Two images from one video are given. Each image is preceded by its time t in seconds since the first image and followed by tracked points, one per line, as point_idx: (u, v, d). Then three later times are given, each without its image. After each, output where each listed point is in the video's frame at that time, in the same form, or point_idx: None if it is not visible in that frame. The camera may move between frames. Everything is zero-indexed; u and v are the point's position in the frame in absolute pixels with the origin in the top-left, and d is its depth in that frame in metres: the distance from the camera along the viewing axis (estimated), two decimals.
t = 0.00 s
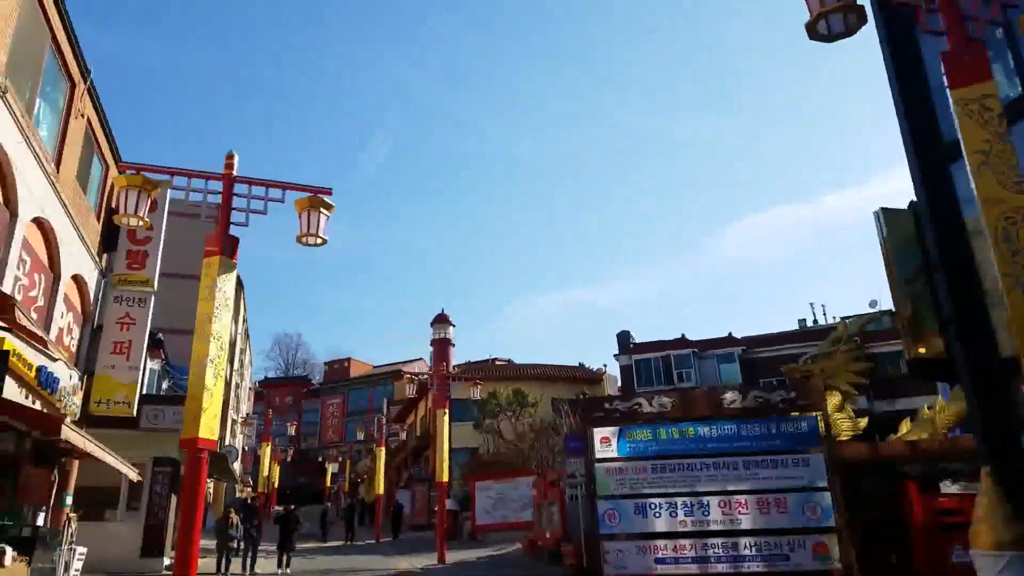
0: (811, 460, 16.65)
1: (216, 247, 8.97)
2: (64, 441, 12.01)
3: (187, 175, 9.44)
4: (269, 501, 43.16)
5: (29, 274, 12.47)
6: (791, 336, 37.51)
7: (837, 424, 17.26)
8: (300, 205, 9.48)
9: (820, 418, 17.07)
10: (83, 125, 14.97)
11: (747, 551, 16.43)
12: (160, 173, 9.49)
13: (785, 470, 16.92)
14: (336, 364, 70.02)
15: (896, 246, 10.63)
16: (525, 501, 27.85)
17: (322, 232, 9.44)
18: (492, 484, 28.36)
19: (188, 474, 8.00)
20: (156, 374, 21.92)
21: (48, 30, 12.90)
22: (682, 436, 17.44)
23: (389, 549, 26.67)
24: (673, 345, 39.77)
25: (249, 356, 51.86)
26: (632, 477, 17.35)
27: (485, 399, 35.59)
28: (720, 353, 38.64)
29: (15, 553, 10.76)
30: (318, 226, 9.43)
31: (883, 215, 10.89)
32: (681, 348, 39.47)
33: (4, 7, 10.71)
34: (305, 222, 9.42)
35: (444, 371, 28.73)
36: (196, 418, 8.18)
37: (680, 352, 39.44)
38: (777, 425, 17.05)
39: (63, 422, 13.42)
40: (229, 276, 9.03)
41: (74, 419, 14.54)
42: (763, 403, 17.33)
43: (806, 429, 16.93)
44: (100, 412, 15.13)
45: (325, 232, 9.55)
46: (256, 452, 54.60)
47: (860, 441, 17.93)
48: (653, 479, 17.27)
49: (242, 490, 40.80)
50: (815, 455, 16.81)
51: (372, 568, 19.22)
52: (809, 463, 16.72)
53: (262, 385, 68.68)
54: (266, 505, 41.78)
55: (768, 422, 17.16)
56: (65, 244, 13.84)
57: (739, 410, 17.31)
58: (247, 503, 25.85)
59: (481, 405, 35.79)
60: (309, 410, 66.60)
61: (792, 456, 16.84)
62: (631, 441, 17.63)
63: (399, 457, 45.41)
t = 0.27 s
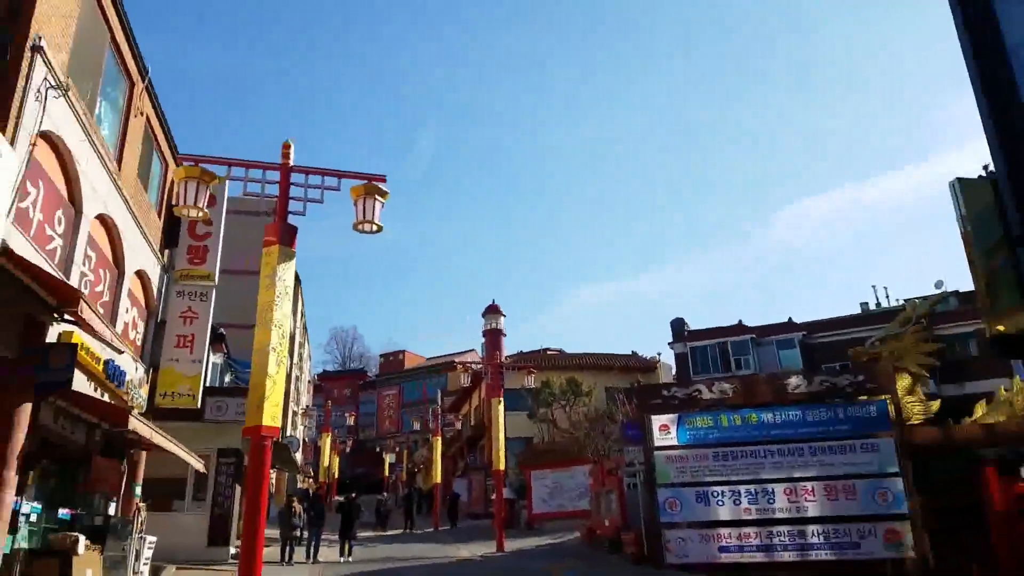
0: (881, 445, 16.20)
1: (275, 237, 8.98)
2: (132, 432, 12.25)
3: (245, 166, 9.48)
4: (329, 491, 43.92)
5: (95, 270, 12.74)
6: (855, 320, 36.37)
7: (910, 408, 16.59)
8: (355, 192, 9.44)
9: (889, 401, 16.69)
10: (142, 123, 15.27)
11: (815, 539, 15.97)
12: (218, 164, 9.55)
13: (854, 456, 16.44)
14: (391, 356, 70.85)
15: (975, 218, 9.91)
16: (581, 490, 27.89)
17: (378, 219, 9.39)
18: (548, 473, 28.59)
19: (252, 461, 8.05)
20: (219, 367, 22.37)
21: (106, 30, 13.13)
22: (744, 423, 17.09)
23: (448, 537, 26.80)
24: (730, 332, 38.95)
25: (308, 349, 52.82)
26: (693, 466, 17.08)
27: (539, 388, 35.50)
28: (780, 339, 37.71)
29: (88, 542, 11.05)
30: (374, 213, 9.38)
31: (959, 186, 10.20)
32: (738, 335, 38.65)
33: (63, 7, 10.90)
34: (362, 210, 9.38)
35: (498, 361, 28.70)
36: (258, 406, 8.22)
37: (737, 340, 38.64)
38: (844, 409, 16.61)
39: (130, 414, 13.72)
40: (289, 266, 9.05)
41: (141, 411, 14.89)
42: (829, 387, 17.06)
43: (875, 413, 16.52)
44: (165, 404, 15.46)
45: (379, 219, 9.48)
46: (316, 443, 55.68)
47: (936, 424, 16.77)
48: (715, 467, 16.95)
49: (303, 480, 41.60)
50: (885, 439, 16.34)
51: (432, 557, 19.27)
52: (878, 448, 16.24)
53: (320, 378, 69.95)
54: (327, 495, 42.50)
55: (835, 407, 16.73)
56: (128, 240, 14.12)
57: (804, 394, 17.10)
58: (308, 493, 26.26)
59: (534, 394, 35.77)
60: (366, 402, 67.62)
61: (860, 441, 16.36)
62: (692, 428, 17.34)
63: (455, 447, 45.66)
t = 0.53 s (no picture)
0: (931, 428, 15.69)
1: (310, 223, 8.86)
2: (173, 420, 12.28)
3: (278, 151, 9.37)
4: (369, 476, 44.35)
5: (133, 260, 12.81)
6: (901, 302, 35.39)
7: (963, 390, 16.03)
8: (389, 175, 9.27)
9: (940, 384, 16.11)
10: (177, 113, 15.29)
11: (863, 525, 15.56)
12: (253, 151, 9.47)
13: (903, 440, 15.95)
14: (427, 343, 71.19)
15: None
16: (618, 475, 27.88)
17: (412, 202, 9.22)
18: (585, 458, 28.39)
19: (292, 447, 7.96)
20: (259, 355, 22.56)
21: (140, 19, 13.12)
22: (788, 407, 16.70)
23: (487, 522, 26.81)
24: (770, 315, 38.19)
25: (345, 336, 53.28)
26: (736, 451, 16.77)
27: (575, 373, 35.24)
28: (822, 321, 36.90)
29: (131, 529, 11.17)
30: (408, 196, 9.20)
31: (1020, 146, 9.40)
32: (778, 318, 37.88)
33: None
34: (396, 194, 9.21)
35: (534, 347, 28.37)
36: (298, 393, 8.13)
37: (777, 323, 37.88)
38: (892, 392, 16.12)
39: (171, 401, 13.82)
40: (325, 251, 8.90)
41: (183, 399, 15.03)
42: (877, 369, 16.43)
43: (924, 396, 15.96)
44: (206, 392, 15.54)
45: (414, 202, 9.29)
46: (354, 429, 56.32)
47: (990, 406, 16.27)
48: (758, 452, 16.60)
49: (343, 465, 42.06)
50: (936, 423, 15.81)
51: (472, 542, 19.23)
52: (929, 432, 15.75)
53: (357, 364, 70.63)
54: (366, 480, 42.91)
55: (883, 390, 16.25)
56: (166, 229, 14.18)
57: (850, 377, 16.54)
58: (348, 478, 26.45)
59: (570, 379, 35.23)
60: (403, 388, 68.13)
61: (910, 424, 15.85)
62: (735, 413, 17.01)
63: (491, 432, 45.69)
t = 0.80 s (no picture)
0: (973, 382, 15.17)
1: (334, 177, 8.42)
2: (202, 378, 12.26)
3: (300, 104, 9.13)
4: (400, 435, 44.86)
5: (160, 220, 12.75)
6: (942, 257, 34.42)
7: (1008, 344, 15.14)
8: (413, 128, 8.98)
9: (984, 338, 15.48)
10: (199, 71, 15.09)
11: (899, 480, 15.31)
12: (274, 104, 9.24)
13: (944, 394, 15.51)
14: (456, 304, 71.36)
15: None
16: (649, 431, 27.57)
17: (438, 155, 8.95)
18: (615, 416, 27.85)
19: (322, 404, 7.66)
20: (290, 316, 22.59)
21: None
22: (824, 363, 16.39)
23: (517, 478, 26.95)
24: (804, 271, 37.41)
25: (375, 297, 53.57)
26: (769, 407, 16.55)
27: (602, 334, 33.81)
28: (858, 278, 36.11)
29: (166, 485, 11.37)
30: (433, 149, 8.94)
31: None
32: (812, 275, 37.12)
33: None
34: (420, 147, 8.95)
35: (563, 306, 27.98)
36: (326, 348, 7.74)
37: (810, 280, 37.14)
38: (932, 346, 15.68)
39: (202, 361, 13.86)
40: (351, 207, 8.50)
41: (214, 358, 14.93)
42: (917, 324, 15.98)
43: (966, 350, 15.49)
44: (237, 351, 15.47)
45: (439, 155, 9.04)
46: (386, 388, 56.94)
47: None
48: (793, 408, 16.37)
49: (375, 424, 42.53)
50: (978, 377, 15.31)
51: (503, 496, 19.30)
52: (971, 386, 15.23)
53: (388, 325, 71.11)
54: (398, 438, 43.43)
55: (923, 345, 15.81)
56: (191, 189, 14.05)
57: (889, 332, 16.13)
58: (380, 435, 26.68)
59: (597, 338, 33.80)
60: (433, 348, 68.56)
61: (951, 379, 15.40)
62: (769, 369, 16.74)
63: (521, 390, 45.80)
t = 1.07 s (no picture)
0: (985, 332, 14.96)
1: (332, 121, 8.03)
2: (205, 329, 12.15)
3: (296, 43, 8.75)
4: (407, 387, 45.11)
5: (158, 168, 12.45)
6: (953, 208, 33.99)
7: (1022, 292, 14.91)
8: (414, 70, 8.66)
9: (996, 287, 15.22)
10: (195, 15, 14.63)
11: (907, 430, 15.24)
12: (270, 44, 8.89)
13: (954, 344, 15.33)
14: (461, 258, 71.15)
15: None
16: (655, 382, 27.53)
17: (440, 98, 8.65)
18: (620, 367, 27.86)
19: (324, 354, 7.48)
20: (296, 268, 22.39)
21: None
22: (833, 313, 16.18)
23: (522, 428, 27.08)
24: (813, 222, 36.97)
25: (380, 251, 53.30)
26: (776, 357, 16.41)
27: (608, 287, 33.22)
28: (867, 229, 35.70)
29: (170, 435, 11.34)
30: (435, 92, 8.63)
31: None
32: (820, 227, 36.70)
33: None
34: (421, 89, 8.63)
35: (570, 259, 27.68)
36: (327, 297, 7.54)
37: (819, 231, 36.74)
38: (944, 296, 15.41)
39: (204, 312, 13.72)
40: (349, 151, 8.12)
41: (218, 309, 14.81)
42: (929, 274, 15.71)
43: (979, 300, 15.23)
44: (241, 302, 15.35)
45: (441, 98, 8.73)
46: (392, 341, 57.12)
47: None
48: (800, 358, 16.23)
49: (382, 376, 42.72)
50: (990, 327, 15.08)
51: (508, 446, 19.36)
52: (982, 336, 15.02)
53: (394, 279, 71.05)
54: (404, 390, 43.64)
55: (934, 294, 15.56)
56: (189, 137, 13.72)
57: (900, 282, 15.84)
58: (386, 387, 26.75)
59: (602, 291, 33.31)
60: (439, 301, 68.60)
61: (962, 329, 15.18)
62: (777, 320, 16.57)
63: (526, 343, 45.86)
